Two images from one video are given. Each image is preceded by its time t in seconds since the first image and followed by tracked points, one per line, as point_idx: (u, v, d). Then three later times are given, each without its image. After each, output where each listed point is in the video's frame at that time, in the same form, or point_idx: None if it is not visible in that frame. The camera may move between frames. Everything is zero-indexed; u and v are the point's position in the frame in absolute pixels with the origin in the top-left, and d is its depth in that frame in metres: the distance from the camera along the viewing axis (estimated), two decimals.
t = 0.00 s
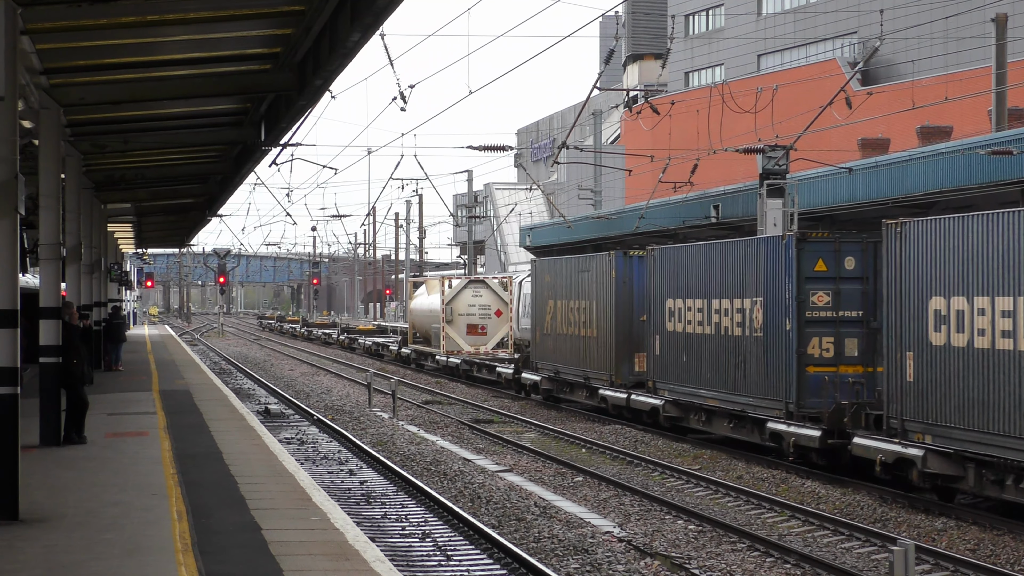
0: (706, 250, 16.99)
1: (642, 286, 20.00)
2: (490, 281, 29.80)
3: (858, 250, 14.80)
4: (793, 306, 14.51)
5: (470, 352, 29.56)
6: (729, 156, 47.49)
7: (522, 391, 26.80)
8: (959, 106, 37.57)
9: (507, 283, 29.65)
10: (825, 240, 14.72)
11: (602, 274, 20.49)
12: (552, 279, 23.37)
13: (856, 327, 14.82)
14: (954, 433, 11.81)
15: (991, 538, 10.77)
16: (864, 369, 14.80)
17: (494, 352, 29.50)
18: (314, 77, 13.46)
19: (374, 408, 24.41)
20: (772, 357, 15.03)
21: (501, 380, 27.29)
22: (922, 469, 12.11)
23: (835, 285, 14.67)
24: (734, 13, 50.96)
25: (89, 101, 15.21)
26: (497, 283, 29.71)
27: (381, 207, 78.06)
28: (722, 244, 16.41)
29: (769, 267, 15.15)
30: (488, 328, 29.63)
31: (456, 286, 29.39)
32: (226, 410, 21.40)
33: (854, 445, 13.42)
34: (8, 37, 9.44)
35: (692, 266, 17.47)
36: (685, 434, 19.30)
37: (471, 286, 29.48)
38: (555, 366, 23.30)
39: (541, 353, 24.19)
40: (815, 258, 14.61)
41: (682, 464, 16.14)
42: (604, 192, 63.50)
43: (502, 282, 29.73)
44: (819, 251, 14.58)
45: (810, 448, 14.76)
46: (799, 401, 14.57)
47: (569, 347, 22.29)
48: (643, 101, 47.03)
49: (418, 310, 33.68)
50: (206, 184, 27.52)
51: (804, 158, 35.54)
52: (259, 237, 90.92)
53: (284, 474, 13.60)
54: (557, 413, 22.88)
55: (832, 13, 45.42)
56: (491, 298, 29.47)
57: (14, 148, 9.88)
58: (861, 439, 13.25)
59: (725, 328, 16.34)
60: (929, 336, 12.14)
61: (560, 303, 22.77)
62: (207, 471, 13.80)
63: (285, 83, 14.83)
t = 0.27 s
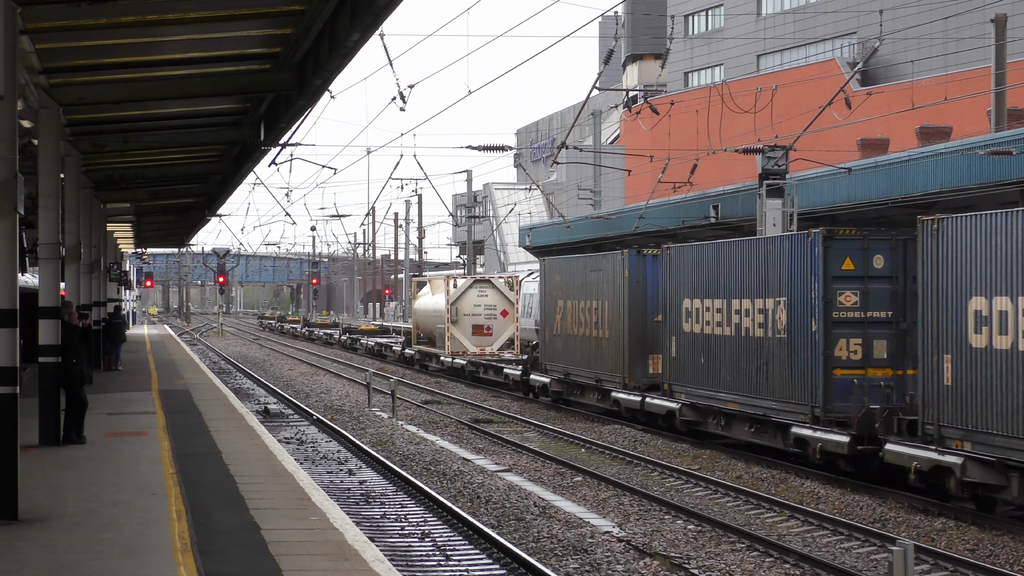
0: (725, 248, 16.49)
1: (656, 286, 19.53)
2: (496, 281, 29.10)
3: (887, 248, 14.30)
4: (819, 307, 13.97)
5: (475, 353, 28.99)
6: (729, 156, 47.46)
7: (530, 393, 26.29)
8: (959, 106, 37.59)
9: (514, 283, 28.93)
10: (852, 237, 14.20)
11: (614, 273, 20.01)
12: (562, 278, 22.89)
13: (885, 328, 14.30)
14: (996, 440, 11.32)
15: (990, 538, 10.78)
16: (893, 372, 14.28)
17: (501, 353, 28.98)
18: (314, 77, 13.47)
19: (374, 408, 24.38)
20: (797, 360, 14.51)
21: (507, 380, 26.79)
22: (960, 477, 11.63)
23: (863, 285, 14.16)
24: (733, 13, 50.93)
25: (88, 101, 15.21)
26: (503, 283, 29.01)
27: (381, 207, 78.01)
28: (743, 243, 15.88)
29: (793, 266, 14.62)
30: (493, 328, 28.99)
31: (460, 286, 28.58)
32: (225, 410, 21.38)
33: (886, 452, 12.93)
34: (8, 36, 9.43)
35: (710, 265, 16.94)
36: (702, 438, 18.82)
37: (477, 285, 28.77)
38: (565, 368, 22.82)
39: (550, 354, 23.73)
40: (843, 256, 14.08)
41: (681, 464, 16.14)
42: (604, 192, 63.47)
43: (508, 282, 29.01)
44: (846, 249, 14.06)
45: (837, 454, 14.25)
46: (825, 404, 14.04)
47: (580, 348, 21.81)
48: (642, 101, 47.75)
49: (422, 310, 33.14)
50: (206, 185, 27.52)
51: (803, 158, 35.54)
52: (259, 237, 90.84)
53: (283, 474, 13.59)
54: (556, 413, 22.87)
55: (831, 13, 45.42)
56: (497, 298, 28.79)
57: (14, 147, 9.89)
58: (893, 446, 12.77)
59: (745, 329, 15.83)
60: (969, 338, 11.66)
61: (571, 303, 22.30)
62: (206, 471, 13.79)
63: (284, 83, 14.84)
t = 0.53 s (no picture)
0: (744, 247, 15.90)
1: (669, 285, 18.99)
2: (501, 281, 28.93)
3: (915, 245, 13.66)
4: (843, 306, 13.34)
5: (480, 354, 28.93)
6: (727, 155, 47.48)
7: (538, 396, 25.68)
8: (958, 106, 37.61)
9: (519, 283, 28.86)
10: (878, 235, 13.58)
11: (626, 273, 19.49)
12: (571, 278, 22.35)
13: (913, 329, 13.63)
14: None
15: (990, 538, 10.78)
16: (921, 374, 13.58)
17: (506, 354, 28.95)
18: (313, 78, 13.47)
19: (373, 408, 24.42)
20: (820, 362, 13.89)
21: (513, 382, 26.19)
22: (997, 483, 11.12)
23: (890, 284, 13.51)
24: (733, 13, 50.91)
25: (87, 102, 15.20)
26: (508, 283, 28.90)
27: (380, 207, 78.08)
28: (763, 240, 15.30)
29: (815, 264, 14.02)
30: (498, 329, 28.91)
31: (466, 286, 28.43)
32: (225, 410, 21.39)
33: (916, 459, 12.37)
34: (6, 36, 9.42)
35: (728, 263, 16.35)
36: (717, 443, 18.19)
37: (482, 286, 28.62)
38: (575, 370, 22.25)
39: (559, 355, 23.18)
40: (869, 254, 13.44)
41: (681, 464, 16.14)
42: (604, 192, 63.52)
43: (513, 282, 28.92)
44: (872, 247, 13.42)
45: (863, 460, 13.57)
46: (850, 408, 13.39)
47: (591, 350, 21.24)
48: (639, 101, 48.64)
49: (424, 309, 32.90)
50: (205, 185, 27.54)
51: (802, 158, 35.54)
52: (259, 237, 90.92)
53: (283, 474, 13.60)
54: (556, 413, 22.88)
55: (830, 13, 45.43)
56: (503, 299, 28.69)
57: (14, 147, 9.89)
58: (925, 452, 12.22)
59: (765, 329, 15.24)
60: (1006, 338, 11.13)
61: (580, 304, 21.75)
62: (206, 472, 13.80)
63: (284, 84, 14.84)
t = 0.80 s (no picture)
0: (770, 244, 15.30)
1: (686, 286, 18.24)
2: (507, 281, 28.53)
3: (951, 243, 13.05)
4: (875, 306, 12.77)
5: (487, 354, 28.62)
6: (726, 156, 47.50)
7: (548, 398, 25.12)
8: (957, 106, 37.61)
9: (525, 282, 28.48)
10: (911, 232, 12.98)
11: (641, 272, 18.76)
12: (584, 277, 21.67)
13: (948, 331, 13.01)
14: None
15: (990, 538, 10.78)
16: (957, 378, 12.91)
17: (512, 355, 28.58)
18: (313, 78, 13.49)
19: (372, 408, 24.40)
20: (850, 364, 13.33)
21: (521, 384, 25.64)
22: None
23: (924, 283, 12.90)
24: (732, 13, 50.89)
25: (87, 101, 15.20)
26: (514, 282, 28.54)
27: (380, 207, 78.09)
28: (789, 238, 14.73)
29: (846, 263, 13.43)
30: (505, 329, 28.59)
31: (471, 286, 28.08)
32: (225, 410, 21.36)
33: (955, 467, 11.75)
34: (6, 35, 9.41)
35: (752, 262, 15.77)
36: (735, 447, 17.65)
37: (488, 286, 28.25)
38: (587, 372, 21.59)
39: (570, 357, 22.52)
40: (901, 252, 12.84)
41: (680, 464, 16.15)
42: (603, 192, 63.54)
43: (519, 281, 28.56)
44: (905, 244, 12.82)
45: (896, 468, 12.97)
46: (882, 413, 12.81)
47: (603, 351, 20.55)
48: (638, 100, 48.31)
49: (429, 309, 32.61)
50: (205, 185, 27.54)
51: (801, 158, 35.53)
52: (258, 237, 90.88)
53: (282, 474, 13.60)
54: (555, 413, 22.87)
55: (830, 14, 45.44)
56: (509, 299, 28.32)
57: (14, 146, 9.88)
58: (964, 461, 11.61)
59: (791, 331, 14.68)
60: None
61: (593, 304, 21.08)
62: (205, 472, 13.79)
63: (284, 83, 14.85)
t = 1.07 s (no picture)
0: (793, 241, 14.47)
1: (703, 285, 17.57)
2: (514, 280, 27.94)
3: (989, 240, 12.27)
4: (909, 306, 11.97)
5: (494, 356, 27.98)
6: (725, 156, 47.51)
7: (557, 400, 24.53)
8: (957, 106, 37.59)
9: (533, 282, 27.84)
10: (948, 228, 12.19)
11: (656, 271, 18.09)
12: (596, 277, 20.95)
13: (987, 333, 12.21)
14: None
15: (989, 539, 10.78)
16: (996, 382, 12.14)
17: (519, 355, 28.05)
18: (312, 77, 13.50)
19: (372, 408, 24.37)
20: (882, 367, 12.52)
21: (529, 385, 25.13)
22: None
23: (962, 282, 12.11)
24: (732, 13, 50.84)
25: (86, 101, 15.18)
26: (520, 282, 27.93)
27: (380, 207, 78.11)
28: (814, 234, 13.90)
29: (877, 261, 12.64)
30: (511, 329, 27.95)
31: (478, 285, 27.50)
32: (224, 410, 21.33)
33: (999, 477, 11.11)
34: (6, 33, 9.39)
35: (773, 261, 14.95)
36: (757, 453, 16.81)
37: (494, 285, 27.69)
38: (598, 374, 20.81)
39: (581, 359, 21.77)
40: (938, 249, 12.04)
41: (680, 464, 16.13)
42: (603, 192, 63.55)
43: (527, 281, 27.94)
44: (941, 241, 12.02)
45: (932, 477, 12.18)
46: (917, 419, 11.99)
47: (616, 353, 19.82)
48: (638, 100, 48.58)
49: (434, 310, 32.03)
50: (204, 185, 27.53)
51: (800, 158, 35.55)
52: (258, 237, 90.88)
53: (281, 474, 13.59)
54: (555, 413, 22.85)
55: (830, 13, 45.44)
56: (516, 298, 27.70)
57: (14, 146, 9.88)
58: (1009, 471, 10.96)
59: (817, 332, 13.87)
60: None
61: (605, 304, 20.35)
62: (204, 471, 13.78)
63: (284, 82, 14.85)
